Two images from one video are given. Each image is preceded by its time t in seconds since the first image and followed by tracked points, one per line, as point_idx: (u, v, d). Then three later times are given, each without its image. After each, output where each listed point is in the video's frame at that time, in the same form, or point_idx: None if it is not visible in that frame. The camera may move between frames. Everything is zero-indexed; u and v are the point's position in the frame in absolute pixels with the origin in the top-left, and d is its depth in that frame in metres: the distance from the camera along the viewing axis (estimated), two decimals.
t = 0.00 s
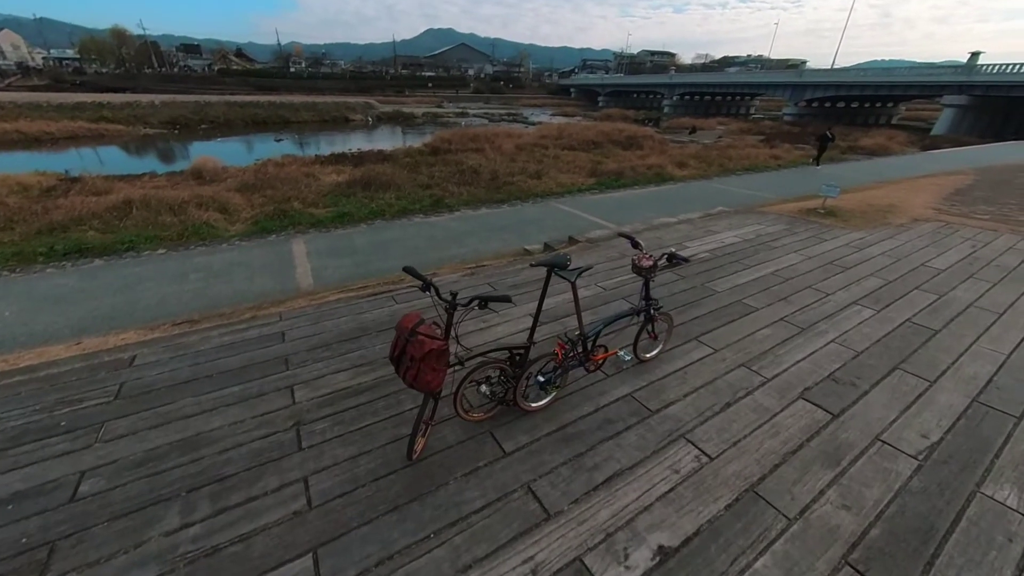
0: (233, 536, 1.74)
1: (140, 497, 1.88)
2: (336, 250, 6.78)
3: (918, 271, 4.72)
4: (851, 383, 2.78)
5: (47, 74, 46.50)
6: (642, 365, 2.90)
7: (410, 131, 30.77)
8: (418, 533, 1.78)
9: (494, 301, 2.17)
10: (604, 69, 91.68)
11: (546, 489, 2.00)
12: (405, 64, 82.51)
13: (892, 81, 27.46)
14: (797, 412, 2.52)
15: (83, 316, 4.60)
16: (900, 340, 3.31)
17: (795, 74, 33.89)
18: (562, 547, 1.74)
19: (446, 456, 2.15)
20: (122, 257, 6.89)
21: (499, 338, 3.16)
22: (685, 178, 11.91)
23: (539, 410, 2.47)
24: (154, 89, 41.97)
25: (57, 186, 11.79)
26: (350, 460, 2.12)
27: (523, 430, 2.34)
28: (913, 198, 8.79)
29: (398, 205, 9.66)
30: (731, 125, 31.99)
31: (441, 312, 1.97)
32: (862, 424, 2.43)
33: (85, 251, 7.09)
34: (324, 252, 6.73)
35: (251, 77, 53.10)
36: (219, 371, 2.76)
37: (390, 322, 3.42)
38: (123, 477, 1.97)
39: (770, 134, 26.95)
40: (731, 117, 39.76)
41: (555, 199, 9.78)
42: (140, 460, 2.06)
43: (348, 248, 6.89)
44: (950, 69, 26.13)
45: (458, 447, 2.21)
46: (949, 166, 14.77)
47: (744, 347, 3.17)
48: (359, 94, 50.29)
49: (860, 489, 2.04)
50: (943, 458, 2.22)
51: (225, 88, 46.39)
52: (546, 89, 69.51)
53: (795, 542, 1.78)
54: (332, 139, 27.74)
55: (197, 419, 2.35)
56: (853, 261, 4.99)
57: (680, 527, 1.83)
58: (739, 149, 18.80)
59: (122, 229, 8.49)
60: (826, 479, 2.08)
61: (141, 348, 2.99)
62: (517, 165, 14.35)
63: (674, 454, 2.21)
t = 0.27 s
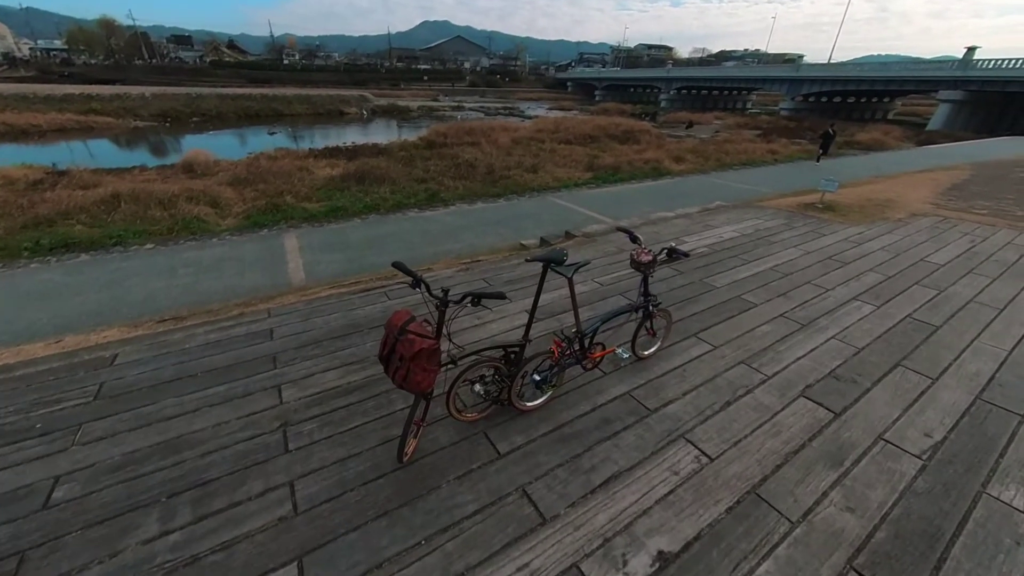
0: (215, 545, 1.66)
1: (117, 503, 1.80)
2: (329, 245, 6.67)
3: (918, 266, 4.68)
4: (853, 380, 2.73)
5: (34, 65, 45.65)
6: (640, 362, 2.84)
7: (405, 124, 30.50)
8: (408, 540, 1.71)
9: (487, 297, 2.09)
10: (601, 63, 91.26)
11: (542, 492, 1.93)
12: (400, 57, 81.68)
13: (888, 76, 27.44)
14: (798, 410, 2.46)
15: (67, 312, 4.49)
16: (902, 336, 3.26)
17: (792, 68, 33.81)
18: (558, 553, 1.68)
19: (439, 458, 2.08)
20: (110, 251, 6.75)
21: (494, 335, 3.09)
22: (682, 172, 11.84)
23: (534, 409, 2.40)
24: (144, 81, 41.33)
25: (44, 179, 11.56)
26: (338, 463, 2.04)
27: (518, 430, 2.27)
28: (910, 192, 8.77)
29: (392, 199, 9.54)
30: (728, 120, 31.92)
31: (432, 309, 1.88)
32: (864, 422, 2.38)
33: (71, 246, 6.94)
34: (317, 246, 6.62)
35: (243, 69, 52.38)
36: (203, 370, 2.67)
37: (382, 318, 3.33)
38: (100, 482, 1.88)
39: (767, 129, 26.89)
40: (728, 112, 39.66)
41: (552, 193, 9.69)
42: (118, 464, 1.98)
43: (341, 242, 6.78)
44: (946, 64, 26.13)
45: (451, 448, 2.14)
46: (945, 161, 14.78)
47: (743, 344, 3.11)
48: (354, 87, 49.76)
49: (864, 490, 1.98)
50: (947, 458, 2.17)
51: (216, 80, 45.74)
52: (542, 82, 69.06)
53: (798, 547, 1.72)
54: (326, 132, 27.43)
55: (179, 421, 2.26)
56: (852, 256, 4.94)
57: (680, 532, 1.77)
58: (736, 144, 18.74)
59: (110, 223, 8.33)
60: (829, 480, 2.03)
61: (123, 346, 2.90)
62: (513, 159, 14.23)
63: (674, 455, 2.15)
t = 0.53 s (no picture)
0: (199, 552, 1.60)
1: (98, 508, 1.74)
2: (324, 240, 6.58)
3: (920, 261, 4.63)
4: (856, 378, 2.68)
5: (24, 57, 44.97)
6: (640, 360, 2.78)
7: (402, 118, 30.22)
8: (401, 546, 1.65)
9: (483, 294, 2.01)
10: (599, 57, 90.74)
11: (539, 495, 1.87)
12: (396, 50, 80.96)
13: (887, 70, 27.32)
14: (802, 408, 2.41)
15: (55, 309, 4.39)
16: (905, 332, 3.21)
17: (791, 62, 33.63)
18: (556, 559, 1.62)
19: (433, 459, 2.02)
20: (101, 247, 6.64)
21: (491, 333, 3.02)
22: (681, 167, 11.75)
23: (532, 408, 2.34)
24: (137, 74, 40.81)
25: (34, 173, 11.38)
26: (329, 465, 1.98)
27: (516, 430, 2.21)
28: (910, 187, 8.71)
29: (388, 194, 9.43)
30: (726, 114, 31.78)
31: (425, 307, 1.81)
32: (869, 421, 2.33)
33: (61, 241, 6.82)
34: (311, 241, 6.52)
35: (237, 62, 51.76)
36: (191, 369, 2.59)
37: (377, 315, 3.26)
38: (81, 486, 1.82)
39: (766, 123, 26.78)
40: (726, 106, 39.48)
41: (550, 188, 9.59)
42: (100, 468, 1.91)
43: (336, 238, 6.69)
44: (945, 58, 26.03)
45: (446, 449, 2.07)
46: (944, 155, 14.73)
47: (745, 341, 3.05)
48: (350, 81, 49.31)
49: (870, 491, 1.93)
50: (954, 457, 2.12)
51: (210, 74, 45.17)
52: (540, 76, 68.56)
53: (804, 551, 1.67)
54: (322, 126, 27.16)
55: (165, 422, 2.19)
56: (853, 251, 4.89)
57: (683, 536, 1.72)
58: (735, 138, 18.65)
59: (101, 218, 8.20)
60: (834, 481, 1.97)
61: (109, 344, 2.82)
62: (511, 153, 14.10)
63: (675, 455, 2.09)
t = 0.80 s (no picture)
0: (187, 559, 1.55)
1: (82, 513, 1.68)
2: (320, 235, 6.49)
3: (923, 257, 4.57)
4: (861, 376, 2.63)
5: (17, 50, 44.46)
6: (641, 358, 2.72)
7: (400, 112, 29.98)
8: (396, 552, 1.59)
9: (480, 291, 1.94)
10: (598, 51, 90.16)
11: (539, 498, 1.82)
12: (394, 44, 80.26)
13: (888, 64, 27.14)
14: (806, 407, 2.36)
15: (45, 306, 4.32)
16: (910, 329, 3.16)
17: (791, 57, 33.42)
18: (556, 565, 1.57)
19: (430, 461, 1.96)
20: (94, 242, 6.54)
21: (489, 331, 2.97)
22: (681, 162, 11.65)
23: (531, 407, 2.29)
24: (132, 67, 40.37)
25: (27, 168, 11.25)
26: (322, 467, 1.92)
27: (515, 430, 2.16)
28: (912, 182, 8.64)
29: (386, 189, 9.33)
30: (726, 109, 31.58)
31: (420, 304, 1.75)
32: (875, 420, 2.28)
33: (53, 236, 6.72)
34: (307, 237, 6.44)
35: (233, 55, 51.26)
36: (182, 368, 2.53)
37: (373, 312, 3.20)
38: (65, 490, 1.76)
39: (766, 118, 26.62)
40: (726, 101, 39.27)
41: (549, 183, 9.50)
42: (85, 471, 1.86)
43: (332, 233, 6.61)
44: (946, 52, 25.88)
45: (443, 451, 2.02)
46: (945, 150, 14.64)
47: (747, 338, 3.00)
48: (347, 74, 48.90)
49: (878, 493, 1.88)
50: (963, 458, 2.07)
51: (206, 67, 44.72)
52: (539, 70, 68.10)
53: (811, 556, 1.62)
54: (319, 121, 26.95)
55: (154, 422, 2.13)
56: (856, 247, 4.83)
57: (686, 540, 1.66)
58: (735, 133, 18.54)
59: (94, 213, 8.09)
60: (841, 482, 1.92)
61: (97, 342, 2.75)
62: (509, 148, 13.97)
63: (678, 456, 2.04)
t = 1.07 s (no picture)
0: (175, 567, 1.49)
1: (67, 519, 1.63)
2: (317, 231, 6.42)
3: (928, 253, 4.51)
4: (869, 375, 2.57)
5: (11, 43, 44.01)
6: (643, 356, 2.67)
7: (399, 107, 29.76)
8: (391, 559, 1.54)
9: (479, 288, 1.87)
10: (598, 45, 89.55)
11: (539, 502, 1.76)
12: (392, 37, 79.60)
13: (890, 59, 26.96)
14: (813, 407, 2.31)
15: (36, 302, 4.25)
16: (916, 326, 3.10)
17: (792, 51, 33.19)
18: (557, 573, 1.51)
19: (427, 464, 1.91)
20: (88, 237, 6.46)
21: (488, 328, 2.91)
22: (681, 156, 11.56)
23: (531, 407, 2.23)
24: (128, 61, 40.01)
25: (21, 162, 11.12)
26: (315, 470, 1.87)
27: (514, 431, 2.10)
28: (914, 177, 8.57)
29: (384, 184, 9.25)
30: (727, 104, 31.41)
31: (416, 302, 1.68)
32: (883, 421, 2.22)
33: (46, 231, 6.64)
34: (304, 232, 6.37)
35: (230, 49, 50.80)
36: (173, 367, 2.47)
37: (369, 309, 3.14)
38: (50, 495, 1.70)
39: (767, 112, 26.46)
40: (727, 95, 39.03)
41: (549, 178, 9.42)
42: (71, 474, 1.80)
43: (330, 228, 6.53)
44: (948, 46, 25.70)
45: (441, 452, 1.97)
46: (947, 145, 14.54)
47: (751, 336, 2.95)
48: (346, 68, 48.48)
49: (887, 495, 1.83)
50: (974, 459, 2.02)
51: (203, 61, 44.30)
52: (539, 64, 67.68)
53: (820, 562, 1.57)
54: (317, 115, 26.75)
55: (143, 423, 2.08)
56: (860, 243, 4.77)
57: (691, 546, 1.61)
58: (736, 128, 18.42)
59: (89, 209, 8.00)
60: (850, 485, 1.87)
61: (86, 340, 2.69)
62: (509, 142, 13.86)
63: (682, 457, 1.99)
